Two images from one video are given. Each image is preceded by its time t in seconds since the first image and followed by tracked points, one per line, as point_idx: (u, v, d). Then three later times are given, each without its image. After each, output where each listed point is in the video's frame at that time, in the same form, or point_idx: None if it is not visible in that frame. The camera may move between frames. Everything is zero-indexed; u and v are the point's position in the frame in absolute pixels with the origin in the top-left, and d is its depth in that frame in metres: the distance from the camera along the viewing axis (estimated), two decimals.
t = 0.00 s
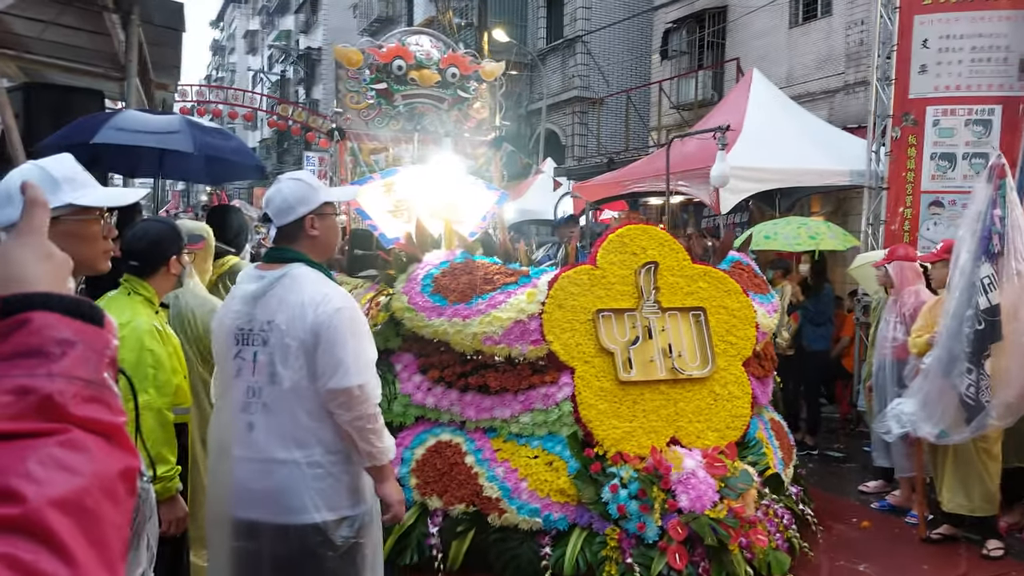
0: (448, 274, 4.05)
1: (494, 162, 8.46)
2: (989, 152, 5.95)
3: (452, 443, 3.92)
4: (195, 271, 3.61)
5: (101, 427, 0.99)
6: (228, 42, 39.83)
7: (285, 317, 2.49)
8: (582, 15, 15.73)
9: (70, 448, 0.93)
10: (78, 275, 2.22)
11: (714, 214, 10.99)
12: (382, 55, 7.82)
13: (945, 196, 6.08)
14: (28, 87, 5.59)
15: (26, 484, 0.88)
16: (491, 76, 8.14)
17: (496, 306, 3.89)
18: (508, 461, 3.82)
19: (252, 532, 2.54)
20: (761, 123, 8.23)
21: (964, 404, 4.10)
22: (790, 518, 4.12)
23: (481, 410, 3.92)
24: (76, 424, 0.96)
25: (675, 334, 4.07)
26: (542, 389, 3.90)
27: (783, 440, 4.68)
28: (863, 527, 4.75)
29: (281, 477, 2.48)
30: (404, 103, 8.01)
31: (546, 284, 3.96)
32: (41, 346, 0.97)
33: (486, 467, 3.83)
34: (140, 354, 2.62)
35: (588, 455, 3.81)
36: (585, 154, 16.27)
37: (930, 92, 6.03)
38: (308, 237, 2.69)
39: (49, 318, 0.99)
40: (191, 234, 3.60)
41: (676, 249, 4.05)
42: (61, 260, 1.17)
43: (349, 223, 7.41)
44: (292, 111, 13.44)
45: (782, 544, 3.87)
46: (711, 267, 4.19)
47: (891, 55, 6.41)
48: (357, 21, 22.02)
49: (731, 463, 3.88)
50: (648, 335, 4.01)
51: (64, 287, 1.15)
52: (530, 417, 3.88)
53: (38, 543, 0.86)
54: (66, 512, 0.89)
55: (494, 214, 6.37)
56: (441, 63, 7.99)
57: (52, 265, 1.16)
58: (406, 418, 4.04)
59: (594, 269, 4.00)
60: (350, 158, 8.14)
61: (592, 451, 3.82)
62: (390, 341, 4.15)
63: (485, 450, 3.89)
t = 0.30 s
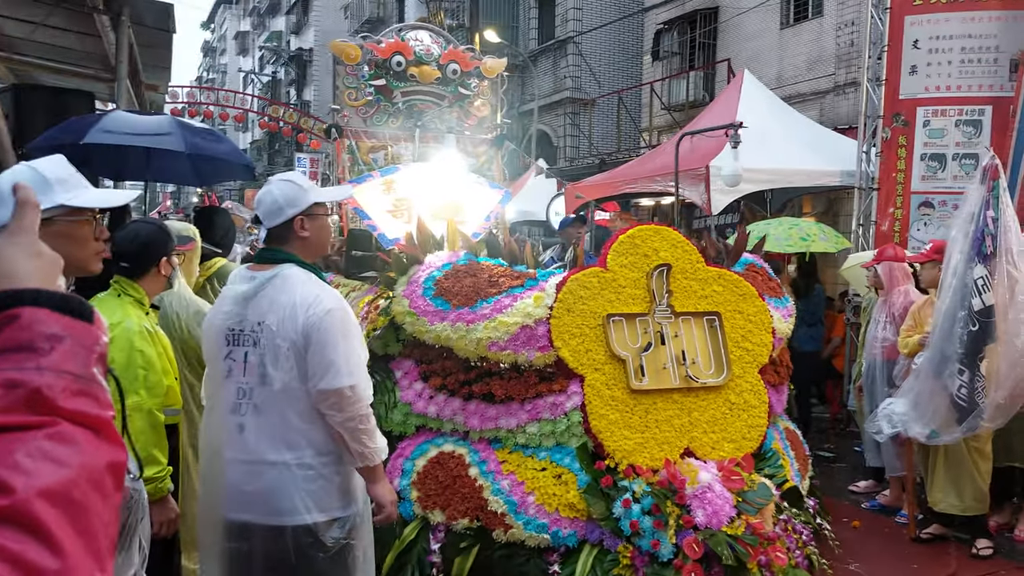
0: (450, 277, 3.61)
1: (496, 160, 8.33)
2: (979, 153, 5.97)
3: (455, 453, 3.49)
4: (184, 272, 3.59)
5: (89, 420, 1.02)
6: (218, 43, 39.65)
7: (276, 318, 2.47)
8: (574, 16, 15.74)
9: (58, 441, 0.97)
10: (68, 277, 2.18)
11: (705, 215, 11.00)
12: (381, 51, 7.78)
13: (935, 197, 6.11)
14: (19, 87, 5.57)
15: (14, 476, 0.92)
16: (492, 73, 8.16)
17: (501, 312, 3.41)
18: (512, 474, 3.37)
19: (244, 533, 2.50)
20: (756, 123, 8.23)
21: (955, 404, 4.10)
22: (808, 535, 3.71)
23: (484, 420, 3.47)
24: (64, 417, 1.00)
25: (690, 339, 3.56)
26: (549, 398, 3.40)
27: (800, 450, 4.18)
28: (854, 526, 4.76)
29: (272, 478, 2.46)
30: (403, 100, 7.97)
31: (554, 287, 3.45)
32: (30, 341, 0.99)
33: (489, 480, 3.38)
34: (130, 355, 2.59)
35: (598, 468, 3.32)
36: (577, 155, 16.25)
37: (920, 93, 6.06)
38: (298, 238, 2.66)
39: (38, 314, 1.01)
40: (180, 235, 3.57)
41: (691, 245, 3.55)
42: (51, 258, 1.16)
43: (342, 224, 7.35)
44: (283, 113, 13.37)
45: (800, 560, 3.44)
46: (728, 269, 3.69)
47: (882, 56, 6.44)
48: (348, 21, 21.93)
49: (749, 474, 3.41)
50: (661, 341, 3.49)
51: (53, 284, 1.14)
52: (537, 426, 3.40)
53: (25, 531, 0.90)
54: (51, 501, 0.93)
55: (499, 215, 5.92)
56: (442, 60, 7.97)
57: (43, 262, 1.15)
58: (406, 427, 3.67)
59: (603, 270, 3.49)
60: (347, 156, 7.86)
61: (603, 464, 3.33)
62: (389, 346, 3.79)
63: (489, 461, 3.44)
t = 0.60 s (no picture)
0: (454, 279, 3.38)
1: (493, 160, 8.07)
2: (962, 155, 6.03)
3: (459, 465, 3.26)
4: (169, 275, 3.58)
5: (85, 415, 0.99)
6: (204, 45, 39.43)
7: (265, 319, 2.46)
8: (561, 19, 15.77)
9: (54, 436, 0.94)
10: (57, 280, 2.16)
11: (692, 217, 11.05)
12: (375, 48, 7.62)
13: (920, 199, 6.17)
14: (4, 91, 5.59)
15: (10, 471, 0.89)
16: (490, 71, 8.11)
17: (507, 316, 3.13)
18: (520, 486, 3.13)
19: (234, 536, 2.48)
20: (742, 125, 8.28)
21: (942, 404, 4.14)
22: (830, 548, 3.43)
23: (490, 429, 3.22)
24: (59, 412, 0.96)
25: (704, 344, 3.28)
26: (558, 406, 3.14)
27: (817, 459, 3.92)
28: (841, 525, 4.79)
29: (262, 480, 2.45)
30: (399, 98, 7.81)
31: (563, 289, 3.17)
32: (24, 337, 0.96)
33: (496, 493, 3.15)
34: (118, 357, 2.57)
35: (611, 480, 3.08)
36: (565, 157, 16.27)
37: (905, 96, 6.12)
38: (283, 240, 2.64)
39: (30, 309, 0.99)
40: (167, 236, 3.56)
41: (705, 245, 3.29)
42: (41, 255, 1.14)
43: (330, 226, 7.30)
44: (269, 114, 13.26)
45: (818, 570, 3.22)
46: (744, 270, 3.41)
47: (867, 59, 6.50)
48: (334, 23, 21.84)
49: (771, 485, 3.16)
50: (675, 347, 3.23)
51: (43, 280, 1.12)
52: (546, 437, 3.14)
53: (24, 527, 0.87)
54: (50, 496, 0.90)
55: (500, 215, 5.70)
56: (437, 58, 7.85)
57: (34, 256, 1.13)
58: (407, 437, 3.46)
59: (613, 272, 3.22)
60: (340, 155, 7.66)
61: (617, 476, 3.09)
62: (389, 352, 3.64)
63: (496, 473, 3.19)
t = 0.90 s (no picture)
0: (461, 283, 3.23)
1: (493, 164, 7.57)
2: (947, 158, 6.09)
3: (469, 479, 3.04)
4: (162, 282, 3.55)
5: (136, 416, 1.10)
6: (186, 52, 39.16)
7: (262, 325, 2.42)
8: (545, 24, 15.76)
9: (112, 436, 1.05)
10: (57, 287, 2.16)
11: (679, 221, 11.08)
12: (369, 49, 7.56)
13: (905, 201, 6.23)
14: None
15: (72, 470, 1.00)
16: (487, 72, 7.90)
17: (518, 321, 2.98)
18: (534, 501, 2.93)
19: (231, 541, 2.45)
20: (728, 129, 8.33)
21: (934, 405, 4.17)
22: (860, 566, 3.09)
23: (502, 441, 3.02)
24: (117, 414, 1.08)
25: (725, 350, 3.04)
26: (574, 416, 2.95)
27: (838, 469, 3.58)
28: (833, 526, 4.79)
29: (259, 486, 2.41)
30: (393, 100, 7.73)
31: (576, 293, 2.99)
32: (78, 340, 1.07)
33: (509, 508, 2.94)
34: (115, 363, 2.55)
35: (631, 493, 2.88)
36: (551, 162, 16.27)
37: (889, 99, 6.16)
38: (278, 246, 2.62)
39: (83, 314, 1.09)
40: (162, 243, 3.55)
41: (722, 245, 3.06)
42: (88, 261, 1.18)
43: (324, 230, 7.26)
44: (253, 121, 13.15)
45: None
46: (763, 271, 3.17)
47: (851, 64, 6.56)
48: (318, 30, 21.74)
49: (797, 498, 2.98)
50: (694, 353, 2.99)
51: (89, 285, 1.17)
52: (560, 448, 2.95)
53: (87, 523, 1.00)
54: (109, 493, 1.02)
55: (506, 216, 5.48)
56: (432, 58, 7.72)
57: (79, 263, 1.16)
58: (413, 449, 3.24)
59: (628, 276, 3.01)
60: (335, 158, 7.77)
61: (636, 489, 2.88)
62: (393, 361, 3.36)
63: (508, 488, 2.98)
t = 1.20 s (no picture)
0: (430, 294, 2.90)
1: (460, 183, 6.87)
2: (875, 165, 6.32)
3: (442, 504, 2.80)
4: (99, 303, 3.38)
5: (170, 434, 1.03)
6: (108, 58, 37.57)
7: (208, 338, 2.31)
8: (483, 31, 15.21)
9: (150, 456, 0.98)
10: None
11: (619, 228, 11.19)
12: (316, 50, 6.34)
13: (838, 207, 6.42)
14: None
15: (116, 492, 0.93)
16: (440, 75, 6.79)
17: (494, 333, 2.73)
18: (513, 526, 2.73)
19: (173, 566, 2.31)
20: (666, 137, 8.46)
21: (875, 404, 4.29)
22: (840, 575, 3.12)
23: (477, 462, 2.78)
24: (153, 433, 1.01)
25: (707, 360, 2.95)
26: (556, 433, 2.75)
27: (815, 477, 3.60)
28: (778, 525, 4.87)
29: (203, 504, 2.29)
30: (343, 106, 6.58)
31: (554, 303, 2.81)
32: (108, 359, 1.01)
33: (485, 534, 2.73)
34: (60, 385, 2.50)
35: (618, 515, 2.76)
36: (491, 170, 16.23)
37: (820, 108, 6.31)
38: (220, 258, 2.49)
39: (110, 332, 1.03)
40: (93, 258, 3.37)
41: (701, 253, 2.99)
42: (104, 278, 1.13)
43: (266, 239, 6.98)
44: (181, 130, 12.63)
45: None
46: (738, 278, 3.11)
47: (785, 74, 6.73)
48: (249, 36, 21.15)
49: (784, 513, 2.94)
50: (675, 363, 2.89)
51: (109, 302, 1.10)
52: (540, 468, 2.75)
53: (134, 548, 0.92)
54: (154, 516, 0.95)
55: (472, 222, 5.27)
56: (382, 60, 6.60)
57: (95, 281, 1.10)
58: (381, 474, 2.94)
59: (607, 283, 2.87)
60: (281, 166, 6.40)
61: (623, 511, 2.76)
62: (357, 379, 3.02)
63: (485, 512, 2.76)
